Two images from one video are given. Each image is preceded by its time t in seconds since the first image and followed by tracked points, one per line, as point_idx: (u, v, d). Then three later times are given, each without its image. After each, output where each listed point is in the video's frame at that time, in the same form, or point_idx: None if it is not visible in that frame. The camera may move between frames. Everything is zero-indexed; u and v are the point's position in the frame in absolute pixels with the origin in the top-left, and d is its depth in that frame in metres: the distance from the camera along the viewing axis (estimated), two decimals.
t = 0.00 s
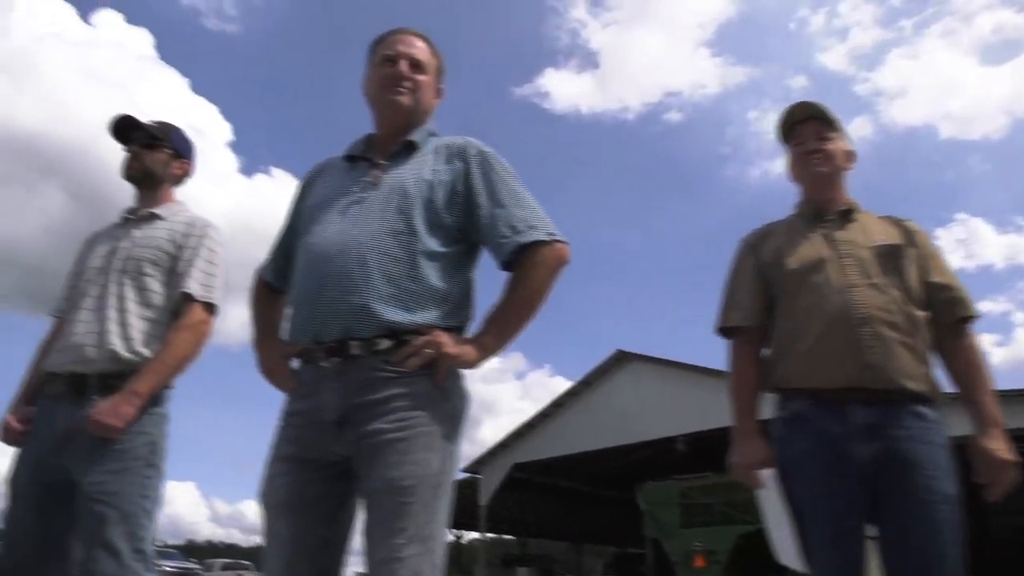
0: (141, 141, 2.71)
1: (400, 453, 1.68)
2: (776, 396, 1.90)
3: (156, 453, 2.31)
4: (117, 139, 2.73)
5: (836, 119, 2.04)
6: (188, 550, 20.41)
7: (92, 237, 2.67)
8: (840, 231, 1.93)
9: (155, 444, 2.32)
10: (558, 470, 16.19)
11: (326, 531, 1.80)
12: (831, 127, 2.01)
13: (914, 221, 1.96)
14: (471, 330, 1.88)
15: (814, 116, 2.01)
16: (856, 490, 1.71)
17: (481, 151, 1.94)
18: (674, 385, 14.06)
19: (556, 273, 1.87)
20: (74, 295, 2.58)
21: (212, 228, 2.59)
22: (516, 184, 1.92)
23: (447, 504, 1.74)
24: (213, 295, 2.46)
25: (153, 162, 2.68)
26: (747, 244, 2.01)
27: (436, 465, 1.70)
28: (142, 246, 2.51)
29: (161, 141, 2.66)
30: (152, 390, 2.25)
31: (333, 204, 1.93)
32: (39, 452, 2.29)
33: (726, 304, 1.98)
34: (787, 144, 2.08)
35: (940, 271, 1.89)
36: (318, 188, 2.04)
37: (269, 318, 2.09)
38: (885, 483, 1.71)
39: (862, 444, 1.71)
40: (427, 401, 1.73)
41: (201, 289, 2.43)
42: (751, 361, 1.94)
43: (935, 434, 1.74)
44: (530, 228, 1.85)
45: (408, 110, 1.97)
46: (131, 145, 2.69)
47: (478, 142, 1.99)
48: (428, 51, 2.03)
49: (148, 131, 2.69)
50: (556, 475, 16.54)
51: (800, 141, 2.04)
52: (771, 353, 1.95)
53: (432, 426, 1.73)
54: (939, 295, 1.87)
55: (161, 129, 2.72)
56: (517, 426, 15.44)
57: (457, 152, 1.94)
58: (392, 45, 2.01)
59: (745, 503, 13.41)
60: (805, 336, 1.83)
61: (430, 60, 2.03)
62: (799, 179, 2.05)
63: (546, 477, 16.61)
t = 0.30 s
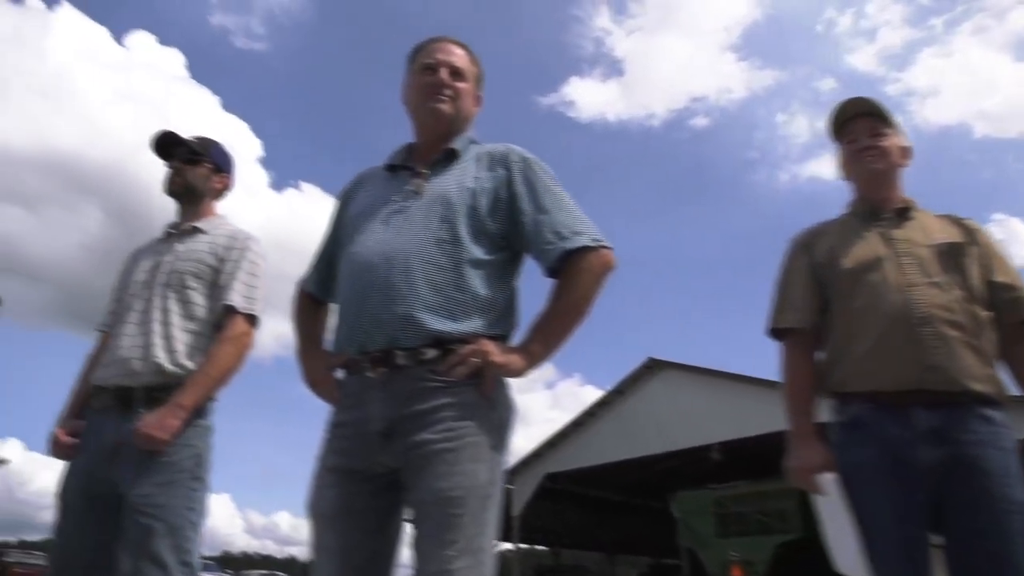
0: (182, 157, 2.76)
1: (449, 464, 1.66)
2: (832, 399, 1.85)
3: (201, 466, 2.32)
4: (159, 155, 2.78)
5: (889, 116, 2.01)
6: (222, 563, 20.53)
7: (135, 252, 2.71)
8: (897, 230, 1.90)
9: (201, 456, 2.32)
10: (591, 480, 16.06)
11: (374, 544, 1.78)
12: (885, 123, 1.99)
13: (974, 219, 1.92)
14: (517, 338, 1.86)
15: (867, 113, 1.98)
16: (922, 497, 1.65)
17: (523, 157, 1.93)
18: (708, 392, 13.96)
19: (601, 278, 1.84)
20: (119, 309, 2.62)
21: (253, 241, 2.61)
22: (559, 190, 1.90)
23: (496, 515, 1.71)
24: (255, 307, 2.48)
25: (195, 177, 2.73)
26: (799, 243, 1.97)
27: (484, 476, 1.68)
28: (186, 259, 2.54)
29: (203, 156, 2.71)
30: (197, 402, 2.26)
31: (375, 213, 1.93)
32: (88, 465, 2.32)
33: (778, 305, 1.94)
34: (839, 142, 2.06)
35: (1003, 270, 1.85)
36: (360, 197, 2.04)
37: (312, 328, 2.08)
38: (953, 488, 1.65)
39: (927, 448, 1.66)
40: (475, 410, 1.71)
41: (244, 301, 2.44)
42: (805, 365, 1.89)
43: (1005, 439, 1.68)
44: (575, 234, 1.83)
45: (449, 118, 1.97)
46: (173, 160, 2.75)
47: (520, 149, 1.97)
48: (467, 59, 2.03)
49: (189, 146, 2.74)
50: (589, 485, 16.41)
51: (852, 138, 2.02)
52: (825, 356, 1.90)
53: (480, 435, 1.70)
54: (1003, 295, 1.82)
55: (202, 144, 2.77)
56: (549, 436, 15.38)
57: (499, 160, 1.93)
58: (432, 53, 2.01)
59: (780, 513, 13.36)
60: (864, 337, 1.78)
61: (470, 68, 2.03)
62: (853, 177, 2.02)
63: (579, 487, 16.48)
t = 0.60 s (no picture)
0: (224, 172, 2.79)
1: (501, 474, 1.64)
2: (895, 403, 1.80)
3: (248, 477, 2.33)
4: (201, 170, 2.81)
5: (945, 112, 1.99)
6: None
7: (180, 266, 2.75)
8: (958, 228, 1.87)
9: (248, 468, 2.33)
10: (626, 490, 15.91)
11: (424, 557, 1.76)
12: (942, 119, 1.97)
13: None
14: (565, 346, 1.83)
15: (923, 110, 1.97)
16: (996, 504, 1.61)
17: (567, 163, 1.90)
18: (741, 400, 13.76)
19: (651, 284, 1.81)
20: (166, 323, 2.66)
21: (294, 252, 2.63)
22: (605, 195, 1.87)
23: (548, 526, 1.69)
24: (299, 319, 2.49)
25: (238, 193, 2.76)
26: (855, 242, 1.94)
27: (536, 486, 1.65)
28: (230, 273, 2.56)
29: (246, 171, 2.74)
30: (244, 415, 2.27)
31: (420, 224, 1.92)
32: (138, 478, 2.34)
33: (833, 307, 1.91)
34: (893, 140, 2.04)
35: None
36: (403, 207, 2.03)
37: (357, 339, 2.08)
38: None
39: (1000, 454, 1.62)
40: (527, 420, 1.69)
41: (287, 313, 2.46)
42: (864, 368, 1.84)
43: None
44: (623, 240, 1.80)
45: (492, 126, 1.96)
46: (215, 175, 2.78)
47: (564, 155, 1.95)
48: (509, 66, 2.02)
49: (231, 161, 2.77)
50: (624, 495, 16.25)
51: (908, 135, 2.00)
52: (885, 361, 1.85)
53: (531, 445, 1.68)
54: None
55: (243, 158, 2.80)
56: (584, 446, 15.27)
57: (543, 166, 1.91)
58: (473, 61, 2.00)
59: (821, 523, 13.08)
60: (928, 338, 1.75)
61: (512, 75, 2.02)
62: (909, 175, 2.00)
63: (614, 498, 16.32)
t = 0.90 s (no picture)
0: (267, 184, 2.82)
1: (556, 481, 1.62)
2: (964, 404, 1.77)
3: (297, 487, 2.34)
4: (245, 182, 2.84)
5: (1003, 104, 1.95)
6: None
7: (226, 278, 2.79)
8: None
9: (297, 478, 2.34)
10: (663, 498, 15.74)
11: (476, 566, 1.74)
12: (1001, 111, 1.93)
13: None
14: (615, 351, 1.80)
15: (982, 102, 1.93)
16: None
17: (614, 166, 1.88)
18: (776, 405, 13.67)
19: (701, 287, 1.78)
20: (213, 334, 2.69)
21: (339, 263, 2.66)
22: (653, 197, 1.85)
23: (604, 534, 1.67)
24: (344, 329, 2.51)
25: (280, 204, 2.79)
26: (916, 240, 1.91)
27: (590, 494, 1.63)
28: (275, 284, 2.60)
29: (289, 182, 2.76)
30: (292, 425, 2.29)
31: (466, 230, 1.91)
32: (189, 488, 2.36)
33: (894, 308, 1.87)
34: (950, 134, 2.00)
35: None
36: (448, 215, 2.02)
37: (404, 346, 2.08)
38: None
39: None
40: (579, 426, 1.67)
41: (332, 323, 2.48)
42: (928, 369, 1.80)
43: None
44: (672, 243, 1.77)
45: (536, 130, 1.94)
46: (258, 187, 2.81)
47: (610, 157, 1.93)
48: (552, 69, 2.01)
49: (273, 173, 2.80)
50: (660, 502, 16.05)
51: (966, 128, 1.96)
52: (950, 364, 1.83)
53: (584, 452, 1.66)
54: None
55: (285, 170, 2.82)
56: (621, 451, 15.27)
57: (589, 169, 1.89)
58: (516, 66, 1.99)
59: (864, 529, 13.33)
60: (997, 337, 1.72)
61: (556, 79, 2.01)
62: (968, 170, 1.96)
63: (650, 505, 16.13)
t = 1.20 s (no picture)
0: (308, 192, 2.85)
1: (610, 486, 1.60)
2: None
3: (346, 494, 2.38)
4: (287, 191, 2.87)
5: None
6: None
7: (269, 286, 2.81)
8: None
9: (345, 484, 2.38)
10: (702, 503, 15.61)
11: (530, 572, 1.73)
12: None
13: None
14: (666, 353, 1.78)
15: None
16: None
17: (660, 166, 1.86)
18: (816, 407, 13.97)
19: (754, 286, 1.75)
20: (257, 342, 2.72)
21: (381, 269, 2.68)
22: (700, 196, 1.82)
23: (659, 538, 1.65)
24: (388, 335, 2.53)
25: (322, 212, 2.82)
26: (976, 235, 1.87)
27: (646, 498, 1.61)
28: (319, 291, 2.62)
29: (331, 190, 2.79)
30: (340, 431, 2.32)
31: (512, 234, 1.90)
32: (239, 496, 2.39)
33: (954, 306, 1.84)
34: (1006, 125, 1.95)
35: None
36: (493, 218, 2.02)
37: (450, 352, 2.07)
38: None
39: None
40: (632, 429, 1.65)
41: (376, 329, 2.50)
42: (992, 367, 1.77)
43: None
44: (723, 242, 1.74)
45: (580, 131, 1.93)
46: (300, 196, 2.84)
47: (656, 157, 1.90)
48: (595, 70, 1.99)
49: (315, 181, 2.82)
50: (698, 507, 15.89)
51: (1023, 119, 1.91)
52: (1014, 363, 1.79)
53: (639, 455, 1.64)
54: None
55: (326, 177, 2.84)
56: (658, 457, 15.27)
57: (635, 169, 1.87)
58: (559, 68, 1.99)
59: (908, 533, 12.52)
60: None
61: (599, 80, 1.99)
62: None
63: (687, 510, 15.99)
